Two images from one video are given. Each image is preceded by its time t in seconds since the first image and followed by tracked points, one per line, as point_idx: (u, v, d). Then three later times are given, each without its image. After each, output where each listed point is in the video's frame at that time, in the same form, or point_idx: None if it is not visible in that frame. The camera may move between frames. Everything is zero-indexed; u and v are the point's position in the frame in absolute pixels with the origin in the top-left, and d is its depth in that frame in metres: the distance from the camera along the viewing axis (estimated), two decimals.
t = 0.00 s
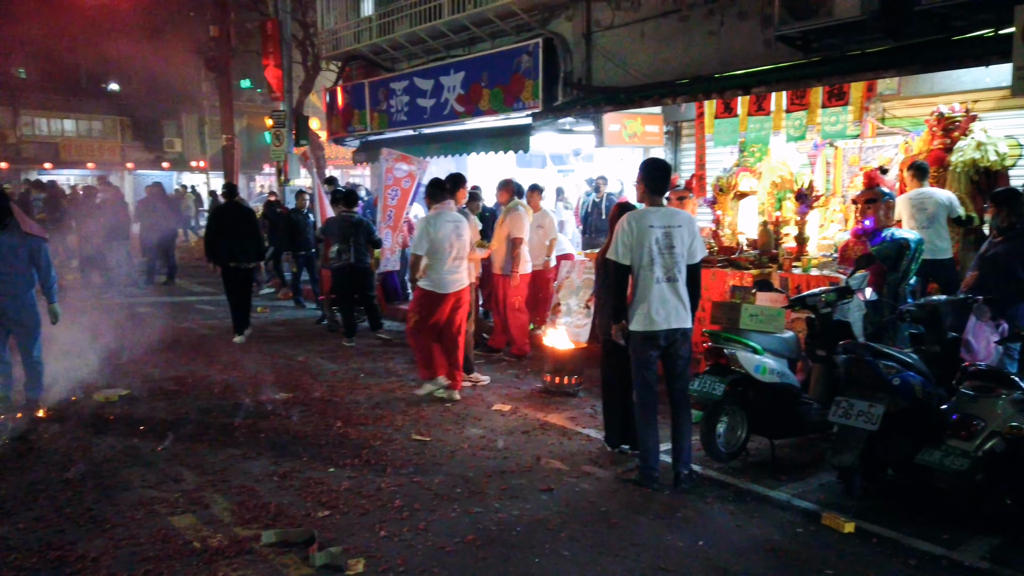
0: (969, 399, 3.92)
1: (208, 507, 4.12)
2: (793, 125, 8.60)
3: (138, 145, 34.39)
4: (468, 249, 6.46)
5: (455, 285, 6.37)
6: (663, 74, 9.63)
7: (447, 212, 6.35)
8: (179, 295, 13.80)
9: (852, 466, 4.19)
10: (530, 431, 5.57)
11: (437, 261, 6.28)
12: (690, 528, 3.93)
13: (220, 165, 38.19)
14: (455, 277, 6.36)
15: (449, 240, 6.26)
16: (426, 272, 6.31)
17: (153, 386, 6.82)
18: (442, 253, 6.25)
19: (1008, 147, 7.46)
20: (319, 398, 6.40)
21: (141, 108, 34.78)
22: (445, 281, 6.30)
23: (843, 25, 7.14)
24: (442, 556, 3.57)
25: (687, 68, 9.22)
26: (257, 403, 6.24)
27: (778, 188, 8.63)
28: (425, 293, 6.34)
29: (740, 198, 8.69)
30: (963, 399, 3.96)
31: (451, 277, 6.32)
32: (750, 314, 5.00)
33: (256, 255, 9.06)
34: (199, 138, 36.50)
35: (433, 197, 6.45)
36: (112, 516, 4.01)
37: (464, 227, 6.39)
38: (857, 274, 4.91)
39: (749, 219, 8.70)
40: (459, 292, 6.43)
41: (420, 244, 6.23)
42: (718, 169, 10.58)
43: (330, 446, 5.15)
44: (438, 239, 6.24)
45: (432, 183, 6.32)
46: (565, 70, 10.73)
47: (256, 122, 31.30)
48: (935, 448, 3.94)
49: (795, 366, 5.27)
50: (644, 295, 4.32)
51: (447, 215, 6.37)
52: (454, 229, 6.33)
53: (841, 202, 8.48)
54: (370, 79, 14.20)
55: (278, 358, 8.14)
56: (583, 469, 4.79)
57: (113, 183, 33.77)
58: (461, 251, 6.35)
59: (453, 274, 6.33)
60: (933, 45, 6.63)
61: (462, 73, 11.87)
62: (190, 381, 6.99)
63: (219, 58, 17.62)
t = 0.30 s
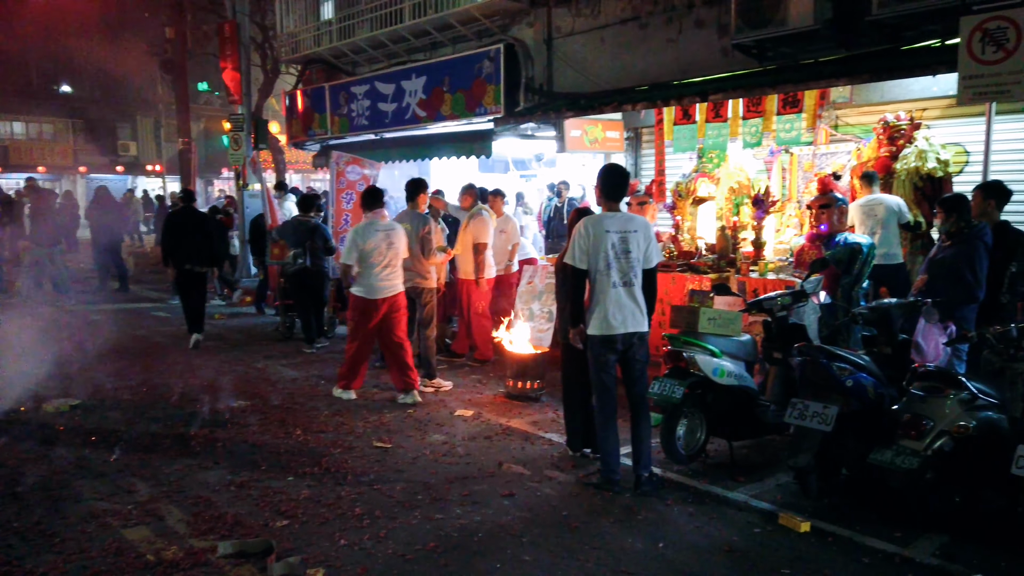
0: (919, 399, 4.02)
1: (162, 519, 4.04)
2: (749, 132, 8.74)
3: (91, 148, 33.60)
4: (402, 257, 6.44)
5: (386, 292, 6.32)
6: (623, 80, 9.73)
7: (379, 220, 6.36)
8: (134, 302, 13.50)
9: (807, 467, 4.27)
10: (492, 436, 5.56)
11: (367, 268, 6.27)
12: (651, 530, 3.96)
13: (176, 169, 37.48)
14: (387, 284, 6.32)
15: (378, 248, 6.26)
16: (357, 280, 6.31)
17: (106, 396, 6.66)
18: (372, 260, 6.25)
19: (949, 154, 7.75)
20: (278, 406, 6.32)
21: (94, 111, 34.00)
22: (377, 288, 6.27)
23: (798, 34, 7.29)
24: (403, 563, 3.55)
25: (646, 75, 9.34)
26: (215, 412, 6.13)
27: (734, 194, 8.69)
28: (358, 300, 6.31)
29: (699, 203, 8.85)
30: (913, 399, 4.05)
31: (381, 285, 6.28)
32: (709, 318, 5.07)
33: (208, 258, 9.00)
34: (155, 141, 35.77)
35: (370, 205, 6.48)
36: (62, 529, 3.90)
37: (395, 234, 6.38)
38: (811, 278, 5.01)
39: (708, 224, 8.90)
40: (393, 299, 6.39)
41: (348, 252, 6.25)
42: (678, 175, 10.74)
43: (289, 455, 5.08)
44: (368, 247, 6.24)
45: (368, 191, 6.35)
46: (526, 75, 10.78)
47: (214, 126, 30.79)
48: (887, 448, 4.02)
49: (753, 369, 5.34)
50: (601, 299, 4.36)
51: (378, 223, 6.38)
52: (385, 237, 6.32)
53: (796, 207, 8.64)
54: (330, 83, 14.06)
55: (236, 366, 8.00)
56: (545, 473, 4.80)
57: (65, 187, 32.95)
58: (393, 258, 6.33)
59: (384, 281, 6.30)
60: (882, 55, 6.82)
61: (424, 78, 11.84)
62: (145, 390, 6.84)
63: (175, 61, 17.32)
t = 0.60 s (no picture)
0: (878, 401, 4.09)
1: (121, 530, 3.96)
2: (713, 138, 8.92)
3: (50, 152, 32.88)
4: (342, 255, 6.61)
5: (324, 291, 6.48)
6: (589, 86, 9.81)
7: (316, 221, 6.56)
8: (93, 308, 13.21)
9: (770, 468, 4.32)
10: (460, 442, 5.55)
11: (303, 268, 6.47)
12: (618, 534, 3.98)
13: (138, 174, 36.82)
14: (325, 283, 6.49)
15: (314, 247, 6.43)
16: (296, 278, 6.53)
17: (63, 405, 6.51)
18: (307, 260, 6.45)
19: (906, 160, 7.92)
20: (242, 414, 6.23)
21: (53, 114, 33.28)
22: (314, 287, 6.44)
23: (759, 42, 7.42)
24: (369, 571, 3.52)
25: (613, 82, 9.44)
26: (177, 420, 6.03)
27: (699, 199, 8.78)
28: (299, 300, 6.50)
29: (665, 209, 8.86)
30: (872, 400, 4.13)
31: (318, 283, 6.45)
32: (674, 322, 5.12)
33: (163, 259, 9.34)
34: (115, 145, 35.08)
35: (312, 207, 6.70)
36: (16, 543, 3.80)
37: (332, 234, 6.55)
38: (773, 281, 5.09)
39: (673, 229, 8.92)
40: (334, 297, 6.56)
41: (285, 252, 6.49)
42: (644, 180, 10.86)
43: (253, 463, 5.01)
44: (304, 247, 6.44)
45: (307, 193, 6.54)
46: (494, 81, 10.81)
47: (177, 129, 30.32)
48: (848, 448, 4.09)
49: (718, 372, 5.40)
50: (560, 305, 4.38)
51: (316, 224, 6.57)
52: (322, 237, 6.50)
53: (759, 212, 8.77)
54: (296, 87, 13.92)
55: (199, 373, 7.88)
56: (513, 478, 4.80)
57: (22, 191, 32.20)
58: (329, 257, 6.50)
59: (322, 280, 6.47)
60: (841, 63, 6.96)
61: (391, 82, 11.80)
62: (104, 398, 6.70)
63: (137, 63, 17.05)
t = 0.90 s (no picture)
0: (842, 403, 4.15)
1: (83, 542, 3.88)
2: (681, 144, 9.04)
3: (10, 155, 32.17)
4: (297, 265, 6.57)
5: (278, 300, 6.47)
6: (560, 91, 9.86)
7: (273, 230, 6.53)
8: (55, 315, 12.94)
9: (737, 470, 4.37)
10: (431, 447, 5.53)
11: (258, 276, 6.47)
12: (588, 538, 3.99)
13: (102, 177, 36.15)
14: (279, 292, 6.47)
15: (266, 256, 6.42)
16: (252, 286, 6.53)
17: (23, 414, 6.36)
18: (261, 269, 6.44)
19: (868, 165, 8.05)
20: (209, 422, 6.14)
21: (13, 116, 32.56)
22: (267, 295, 6.43)
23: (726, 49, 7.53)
24: None
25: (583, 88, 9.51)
26: (142, 429, 5.93)
27: (669, 205, 8.82)
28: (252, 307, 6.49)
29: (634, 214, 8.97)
30: (837, 402, 4.18)
31: (271, 292, 6.43)
32: (643, 326, 5.14)
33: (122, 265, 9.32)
34: (77, 147, 34.37)
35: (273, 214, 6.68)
36: None
37: (287, 243, 6.51)
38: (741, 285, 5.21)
39: (643, 234, 8.94)
40: (289, 305, 6.54)
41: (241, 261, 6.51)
42: (614, 184, 10.97)
43: (220, 472, 4.94)
44: (257, 255, 6.44)
45: (267, 201, 6.53)
46: (464, 85, 10.82)
47: (143, 132, 29.85)
48: (813, 450, 4.14)
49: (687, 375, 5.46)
50: (523, 311, 4.42)
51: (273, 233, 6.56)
52: (277, 247, 6.48)
53: (727, 217, 8.91)
54: (265, 90, 13.76)
55: (165, 380, 7.75)
56: (484, 483, 4.79)
57: None
58: (284, 267, 6.47)
59: (275, 289, 6.45)
60: (806, 70, 7.09)
61: (361, 86, 11.74)
62: (66, 407, 6.56)
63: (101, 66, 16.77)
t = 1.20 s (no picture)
0: (810, 405, 4.20)
1: (46, 554, 3.81)
2: (653, 149, 9.02)
3: None
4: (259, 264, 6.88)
5: (234, 299, 6.77)
6: (532, 96, 9.90)
7: (234, 231, 6.87)
8: (17, 322, 12.67)
9: (708, 472, 4.42)
10: (403, 453, 5.50)
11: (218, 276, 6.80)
12: (560, 543, 3.99)
13: (67, 181, 35.49)
14: (236, 291, 6.77)
15: (225, 255, 6.76)
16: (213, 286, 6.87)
17: None
18: (219, 269, 6.77)
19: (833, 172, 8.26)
20: (177, 430, 6.05)
21: None
22: (224, 295, 6.76)
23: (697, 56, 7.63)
24: None
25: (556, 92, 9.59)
26: (107, 438, 5.83)
27: (641, 209, 8.86)
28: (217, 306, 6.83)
29: (607, 218, 9.04)
30: (805, 404, 4.25)
31: (228, 292, 6.76)
32: (616, 331, 5.19)
33: (77, 271, 9.42)
34: (42, 151, 33.75)
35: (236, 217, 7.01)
36: None
37: (247, 243, 6.84)
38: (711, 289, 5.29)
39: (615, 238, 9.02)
40: (247, 305, 6.83)
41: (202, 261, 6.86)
42: (587, 189, 11.04)
43: (188, 480, 4.88)
44: (217, 256, 6.79)
45: (228, 204, 6.85)
46: (437, 90, 10.82)
47: (109, 135, 29.36)
48: (782, 452, 4.19)
49: (658, 379, 5.48)
50: (490, 316, 4.45)
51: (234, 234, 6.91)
52: (236, 247, 6.80)
53: (698, 222, 8.99)
54: (234, 93, 13.60)
55: (132, 388, 7.63)
56: (456, 489, 4.78)
57: None
58: (241, 267, 6.79)
59: (233, 288, 6.77)
60: (774, 77, 7.20)
61: (333, 89, 11.67)
62: (28, 416, 6.43)
63: (66, 68, 16.49)
